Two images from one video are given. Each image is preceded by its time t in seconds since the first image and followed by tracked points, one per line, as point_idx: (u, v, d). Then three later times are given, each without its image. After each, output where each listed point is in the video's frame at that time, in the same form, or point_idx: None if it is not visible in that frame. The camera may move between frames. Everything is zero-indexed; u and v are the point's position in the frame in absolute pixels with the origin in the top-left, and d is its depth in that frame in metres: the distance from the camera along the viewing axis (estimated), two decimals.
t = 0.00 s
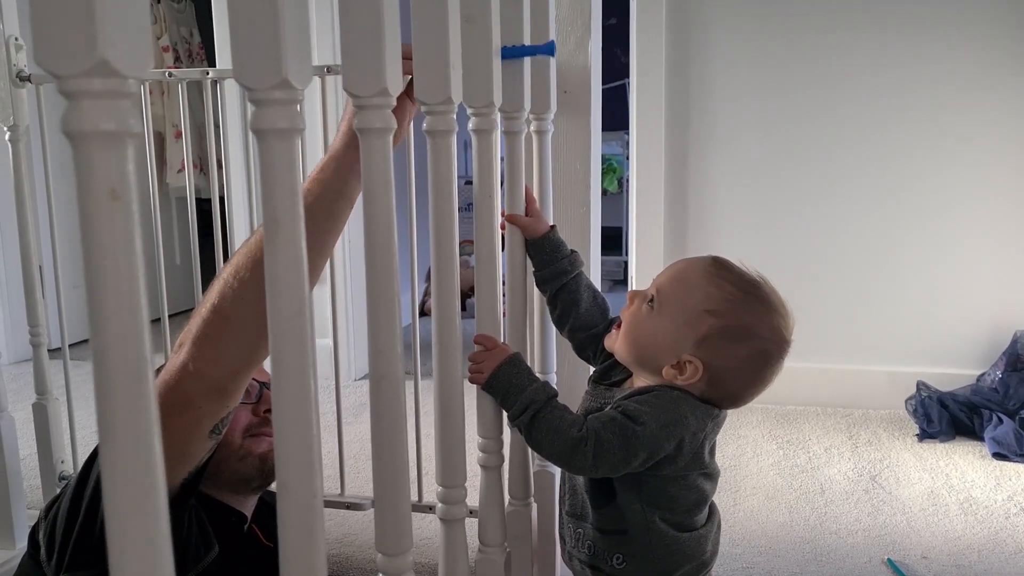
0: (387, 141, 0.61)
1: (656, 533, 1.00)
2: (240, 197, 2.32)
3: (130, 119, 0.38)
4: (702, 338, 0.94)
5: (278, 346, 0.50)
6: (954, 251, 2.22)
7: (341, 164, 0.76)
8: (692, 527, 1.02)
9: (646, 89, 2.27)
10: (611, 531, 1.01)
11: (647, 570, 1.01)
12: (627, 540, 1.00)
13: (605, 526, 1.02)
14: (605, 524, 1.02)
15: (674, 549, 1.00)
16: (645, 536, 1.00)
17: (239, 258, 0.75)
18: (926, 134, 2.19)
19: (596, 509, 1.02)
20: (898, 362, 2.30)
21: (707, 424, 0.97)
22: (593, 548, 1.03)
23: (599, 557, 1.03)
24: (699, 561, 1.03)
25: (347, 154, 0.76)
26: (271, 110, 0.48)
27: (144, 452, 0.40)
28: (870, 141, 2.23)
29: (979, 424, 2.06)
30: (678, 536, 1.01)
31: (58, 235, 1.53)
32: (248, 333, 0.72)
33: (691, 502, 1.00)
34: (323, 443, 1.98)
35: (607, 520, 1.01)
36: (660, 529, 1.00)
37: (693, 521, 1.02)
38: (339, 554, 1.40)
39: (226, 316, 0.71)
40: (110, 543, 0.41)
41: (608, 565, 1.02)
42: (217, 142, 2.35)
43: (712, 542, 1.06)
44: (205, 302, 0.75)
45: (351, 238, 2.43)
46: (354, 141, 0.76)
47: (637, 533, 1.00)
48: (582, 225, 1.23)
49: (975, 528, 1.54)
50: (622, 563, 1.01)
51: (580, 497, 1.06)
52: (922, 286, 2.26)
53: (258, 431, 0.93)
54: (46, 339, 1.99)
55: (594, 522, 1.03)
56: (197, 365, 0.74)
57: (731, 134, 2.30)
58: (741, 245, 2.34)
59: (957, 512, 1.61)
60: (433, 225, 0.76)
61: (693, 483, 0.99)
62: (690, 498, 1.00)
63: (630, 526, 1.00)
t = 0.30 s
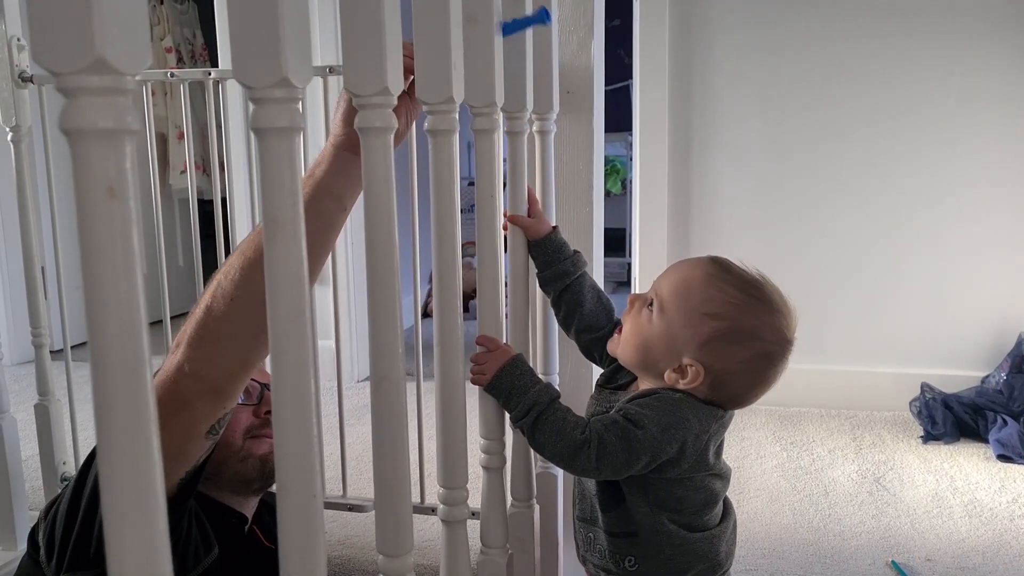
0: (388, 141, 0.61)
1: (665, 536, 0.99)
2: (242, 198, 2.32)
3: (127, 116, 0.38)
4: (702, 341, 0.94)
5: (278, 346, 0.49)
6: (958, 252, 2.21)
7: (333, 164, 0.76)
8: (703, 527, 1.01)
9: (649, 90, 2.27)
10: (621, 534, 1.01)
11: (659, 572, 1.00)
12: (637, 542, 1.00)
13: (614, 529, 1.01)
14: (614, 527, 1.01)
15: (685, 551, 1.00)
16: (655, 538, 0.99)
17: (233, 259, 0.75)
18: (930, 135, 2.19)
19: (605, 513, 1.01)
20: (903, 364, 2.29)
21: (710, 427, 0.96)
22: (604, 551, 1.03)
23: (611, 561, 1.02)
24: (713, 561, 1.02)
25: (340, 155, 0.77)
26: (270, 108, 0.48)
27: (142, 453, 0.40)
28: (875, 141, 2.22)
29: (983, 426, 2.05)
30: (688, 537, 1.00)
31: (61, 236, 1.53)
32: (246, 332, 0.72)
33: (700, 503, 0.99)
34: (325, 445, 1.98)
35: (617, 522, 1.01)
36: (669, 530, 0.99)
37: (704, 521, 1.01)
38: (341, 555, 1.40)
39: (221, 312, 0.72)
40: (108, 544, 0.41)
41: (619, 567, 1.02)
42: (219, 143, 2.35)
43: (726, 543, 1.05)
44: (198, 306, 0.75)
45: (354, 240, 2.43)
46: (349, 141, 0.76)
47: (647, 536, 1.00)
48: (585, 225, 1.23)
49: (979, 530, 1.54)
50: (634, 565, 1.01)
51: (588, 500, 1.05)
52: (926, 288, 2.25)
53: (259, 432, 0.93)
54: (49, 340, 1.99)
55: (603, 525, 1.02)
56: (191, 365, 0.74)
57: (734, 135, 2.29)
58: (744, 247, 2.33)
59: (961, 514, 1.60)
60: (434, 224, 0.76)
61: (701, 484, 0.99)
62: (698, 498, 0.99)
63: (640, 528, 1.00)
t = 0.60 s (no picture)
0: (390, 141, 0.61)
1: (666, 537, 0.99)
2: (244, 197, 2.32)
3: (129, 114, 0.38)
4: (708, 345, 0.93)
5: (280, 346, 0.49)
6: (961, 252, 2.21)
7: (333, 164, 0.76)
8: (704, 529, 1.01)
9: (652, 90, 2.27)
10: (620, 535, 1.01)
11: (659, 572, 1.00)
12: (637, 543, 1.00)
13: (614, 530, 1.01)
14: (614, 528, 1.01)
15: (685, 552, 0.99)
16: (655, 539, 0.99)
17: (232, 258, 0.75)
18: (933, 135, 2.18)
19: (605, 514, 1.01)
20: (905, 364, 2.28)
21: (713, 429, 0.96)
22: (604, 551, 1.03)
23: (611, 561, 1.02)
24: (713, 563, 1.02)
25: (339, 156, 0.77)
26: (273, 107, 0.48)
27: (143, 453, 0.40)
28: (878, 141, 2.21)
29: (986, 426, 2.05)
30: (688, 539, 1.00)
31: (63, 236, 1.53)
32: (244, 336, 0.72)
33: (701, 505, 0.99)
34: (327, 444, 1.98)
35: (617, 523, 1.01)
36: (669, 532, 0.99)
37: (704, 523, 1.01)
38: (343, 556, 1.39)
39: (220, 315, 0.72)
40: (109, 543, 0.40)
41: (620, 568, 1.02)
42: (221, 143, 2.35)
43: (726, 544, 1.05)
44: (196, 305, 0.75)
45: (356, 240, 2.43)
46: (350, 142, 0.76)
47: (648, 537, 1.00)
48: (588, 225, 1.22)
49: (982, 531, 1.53)
50: (634, 566, 1.01)
51: (589, 501, 1.05)
52: (929, 288, 2.24)
53: (261, 432, 0.93)
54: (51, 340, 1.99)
55: (604, 526, 1.02)
56: (189, 366, 0.74)
57: (737, 135, 2.29)
58: (747, 247, 2.33)
59: (965, 515, 1.60)
60: (436, 224, 0.75)
61: (702, 486, 0.98)
62: (699, 500, 0.99)
63: (641, 529, 1.00)
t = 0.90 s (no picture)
0: (396, 138, 0.61)
1: (670, 536, 0.99)
2: (248, 196, 2.32)
3: (135, 110, 0.38)
4: (714, 344, 0.93)
5: (285, 344, 0.49)
6: (965, 252, 2.21)
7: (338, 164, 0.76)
8: (707, 528, 1.01)
9: (656, 89, 2.26)
10: (624, 533, 1.00)
11: (663, 571, 1.00)
12: (641, 541, 1.00)
13: (618, 528, 1.01)
14: (617, 526, 1.01)
15: (689, 551, 0.99)
16: (659, 538, 0.99)
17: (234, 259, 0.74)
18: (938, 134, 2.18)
19: (609, 513, 1.01)
20: (910, 364, 2.28)
21: (718, 429, 0.96)
22: (607, 550, 1.03)
23: (614, 559, 1.02)
24: (717, 561, 1.02)
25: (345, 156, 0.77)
26: (279, 104, 0.48)
27: (149, 450, 0.40)
28: (882, 140, 2.21)
29: (991, 426, 2.04)
30: (692, 538, 0.99)
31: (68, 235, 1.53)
32: (247, 337, 0.71)
33: (704, 503, 0.99)
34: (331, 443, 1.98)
35: (621, 522, 1.01)
36: (673, 531, 0.99)
37: (708, 521, 1.00)
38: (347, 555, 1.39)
39: (222, 318, 0.71)
40: (115, 539, 0.40)
41: (623, 566, 1.02)
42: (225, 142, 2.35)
43: (730, 542, 1.05)
44: (196, 306, 0.74)
45: (360, 238, 2.43)
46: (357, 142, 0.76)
47: (652, 535, 0.99)
48: (592, 224, 1.22)
49: (987, 531, 1.53)
50: (637, 564, 1.01)
51: (592, 500, 1.05)
52: (933, 288, 2.24)
53: (266, 431, 0.93)
54: (55, 338, 2.00)
55: (607, 525, 1.02)
56: (187, 369, 0.73)
57: (741, 134, 2.28)
58: (751, 246, 2.33)
59: (970, 515, 1.60)
60: (441, 221, 0.75)
61: (706, 485, 0.98)
62: (703, 499, 0.98)
63: (645, 527, 0.99)
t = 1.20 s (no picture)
0: (404, 134, 0.61)
1: (674, 536, 0.98)
2: (253, 194, 2.32)
3: (145, 106, 0.38)
4: (732, 343, 0.93)
5: (294, 342, 0.49)
6: (971, 251, 2.20)
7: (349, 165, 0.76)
8: (713, 530, 1.00)
9: (661, 87, 2.26)
10: (629, 532, 1.00)
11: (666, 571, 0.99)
12: (646, 540, 0.99)
13: (622, 527, 1.01)
14: (622, 525, 1.01)
15: (693, 552, 0.98)
16: (664, 538, 0.98)
17: (242, 257, 0.74)
18: (943, 133, 2.17)
19: (614, 511, 1.01)
20: (915, 364, 2.27)
21: (728, 428, 0.96)
22: (610, 549, 1.02)
23: (616, 559, 1.02)
24: (720, 565, 1.01)
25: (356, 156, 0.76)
26: (288, 100, 0.48)
27: (159, 446, 0.40)
28: (887, 139, 2.20)
29: (997, 426, 2.04)
30: (697, 538, 0.99)
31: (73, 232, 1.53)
32: (255, 336, 0.71)
33: (711, 505, 0.99)
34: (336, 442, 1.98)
35: (627, 521, 1.00)
36: (678, 531, 0.98)
37: (713, 524, 1.00)
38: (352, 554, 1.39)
39: (230, 316, 0.71)
40: (124, 537, 0.40)
41: (626, 567, 1.01)
42: (230, 140, 2.35)
43: (733, 547, 1.04)
44: (205, 305, 0.74)
45: (365, 237, 2.43)
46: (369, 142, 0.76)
47: (656, 535, 0.99)
48: (599, 222, 1.22)
49: (994, 531, 1.52)
50: (640, 565, 1.00)
51: (597, 499, 1.05)
52: (939, 286, 2.23)
53: (272, 430, 0.93)
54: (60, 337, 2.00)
55: (612, 523, 1.02)
56: (195, 368, 0.73)
57: (746, 133, 2.28)
58: (755, 245, 2.32)
59: (977, 515, 1.59)
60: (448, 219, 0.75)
61: (712, 486, 0.98)
62: (710, 500, 0.98)
63: (650, 527, 0.99)
